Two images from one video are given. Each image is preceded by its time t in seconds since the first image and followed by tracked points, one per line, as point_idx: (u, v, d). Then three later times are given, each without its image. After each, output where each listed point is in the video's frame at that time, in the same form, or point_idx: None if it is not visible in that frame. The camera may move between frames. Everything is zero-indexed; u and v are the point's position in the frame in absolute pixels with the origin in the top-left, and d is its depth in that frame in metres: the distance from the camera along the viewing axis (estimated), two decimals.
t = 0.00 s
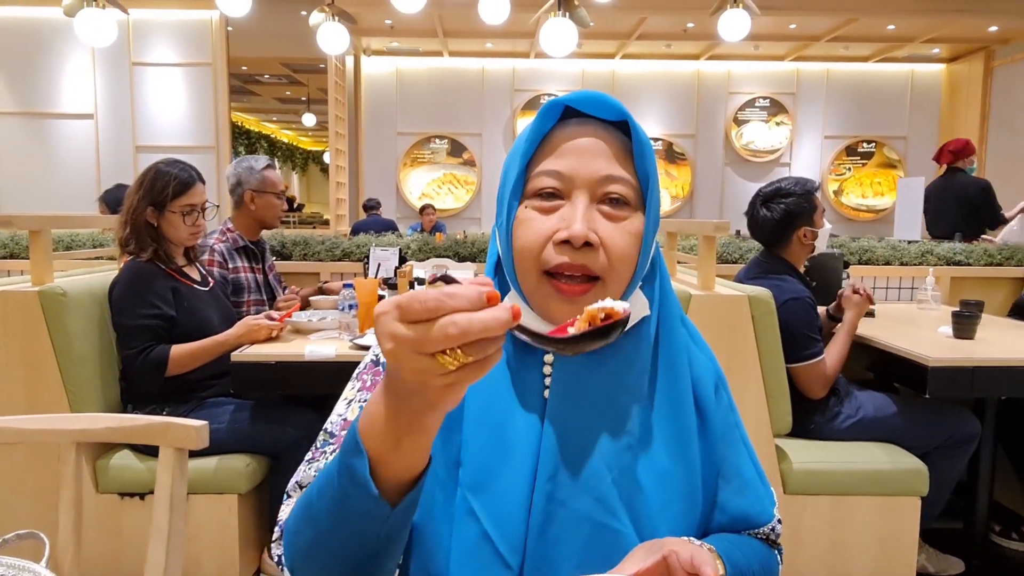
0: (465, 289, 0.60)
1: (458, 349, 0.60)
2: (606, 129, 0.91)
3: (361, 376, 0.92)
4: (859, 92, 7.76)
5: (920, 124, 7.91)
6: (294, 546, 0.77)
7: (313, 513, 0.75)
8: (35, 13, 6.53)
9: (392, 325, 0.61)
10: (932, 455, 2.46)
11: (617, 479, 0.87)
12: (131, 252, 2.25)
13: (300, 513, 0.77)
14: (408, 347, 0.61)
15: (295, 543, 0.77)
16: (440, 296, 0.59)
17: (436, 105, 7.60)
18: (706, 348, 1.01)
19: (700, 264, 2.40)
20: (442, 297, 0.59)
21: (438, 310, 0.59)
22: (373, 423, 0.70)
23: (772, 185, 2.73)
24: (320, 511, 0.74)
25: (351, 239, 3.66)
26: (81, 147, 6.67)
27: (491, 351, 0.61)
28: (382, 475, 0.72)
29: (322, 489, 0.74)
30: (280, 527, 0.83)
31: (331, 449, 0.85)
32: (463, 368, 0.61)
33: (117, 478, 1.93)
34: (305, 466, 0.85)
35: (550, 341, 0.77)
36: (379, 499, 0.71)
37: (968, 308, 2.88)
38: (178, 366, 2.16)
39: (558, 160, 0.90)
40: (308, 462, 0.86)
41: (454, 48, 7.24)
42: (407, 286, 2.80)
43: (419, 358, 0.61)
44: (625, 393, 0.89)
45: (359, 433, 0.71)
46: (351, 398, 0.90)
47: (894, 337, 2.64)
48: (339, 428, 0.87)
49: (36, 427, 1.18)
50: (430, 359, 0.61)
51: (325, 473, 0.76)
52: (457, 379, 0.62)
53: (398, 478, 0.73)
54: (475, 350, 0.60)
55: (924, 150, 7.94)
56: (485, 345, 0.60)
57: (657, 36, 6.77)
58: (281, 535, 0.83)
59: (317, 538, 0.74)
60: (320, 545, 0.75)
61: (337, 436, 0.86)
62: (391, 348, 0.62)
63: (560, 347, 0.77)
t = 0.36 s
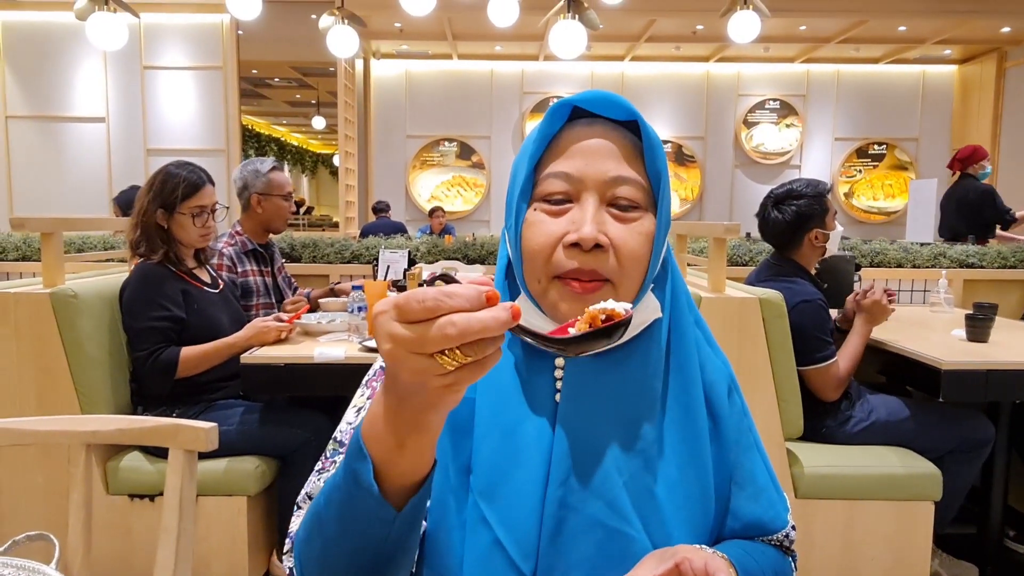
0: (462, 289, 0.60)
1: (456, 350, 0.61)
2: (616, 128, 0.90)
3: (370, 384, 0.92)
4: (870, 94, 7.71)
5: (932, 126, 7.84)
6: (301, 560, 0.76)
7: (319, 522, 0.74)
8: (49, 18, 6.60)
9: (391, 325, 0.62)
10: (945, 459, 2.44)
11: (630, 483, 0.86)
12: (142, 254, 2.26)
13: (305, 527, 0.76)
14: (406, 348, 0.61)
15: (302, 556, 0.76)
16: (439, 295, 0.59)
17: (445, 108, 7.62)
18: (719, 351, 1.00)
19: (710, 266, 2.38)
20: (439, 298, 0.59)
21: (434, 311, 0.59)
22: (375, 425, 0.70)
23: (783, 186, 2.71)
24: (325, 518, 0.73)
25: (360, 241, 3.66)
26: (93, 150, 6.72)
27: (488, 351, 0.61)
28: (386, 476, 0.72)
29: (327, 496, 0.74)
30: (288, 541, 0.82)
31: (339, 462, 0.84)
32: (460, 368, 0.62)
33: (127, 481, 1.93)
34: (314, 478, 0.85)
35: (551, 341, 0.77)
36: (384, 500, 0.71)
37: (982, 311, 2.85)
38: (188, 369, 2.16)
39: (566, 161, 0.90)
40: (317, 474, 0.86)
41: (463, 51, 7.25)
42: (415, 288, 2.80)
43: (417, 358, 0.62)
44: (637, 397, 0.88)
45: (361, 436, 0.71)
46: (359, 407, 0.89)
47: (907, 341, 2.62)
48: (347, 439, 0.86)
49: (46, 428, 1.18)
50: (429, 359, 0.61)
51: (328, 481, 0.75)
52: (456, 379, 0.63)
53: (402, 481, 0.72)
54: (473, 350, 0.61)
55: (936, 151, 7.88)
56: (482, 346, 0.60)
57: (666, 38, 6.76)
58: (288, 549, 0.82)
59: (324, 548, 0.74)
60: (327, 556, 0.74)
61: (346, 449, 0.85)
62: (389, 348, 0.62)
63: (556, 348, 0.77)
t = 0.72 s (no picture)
0: (479, 292, 0.61)
1: (468, 352, 0.61)
2: (620, 130, 0.89)
3: (371, 393, 0.91)
4: (880, 96, 7.67)
5: (942, 128, 7.80)
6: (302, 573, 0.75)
7: (319, 535, 0.73)
8: (60, 23, 6.65)
9: (405, 325, 0.62)
10: (957, 464, 2.41)
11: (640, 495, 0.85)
12: (150, 258, 2.26)
13: (305, 540, 0.75)
14: (419, 348, 0.61)
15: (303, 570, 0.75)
16: (457, 298, 0.60)
17: (453, 111, 7.63)
18: (732, 359, 0.99)
19: (719, 269, 2.37)
20: (458, 298, 0.60)
21: (451, 312, 0.60)
22: (376, 434, 0.69)
23: (792, 189, 2.69)
24: (325, 530, 0.72)
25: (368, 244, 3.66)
26: (103, 154, 6.77)
27: (500, 356, 0.61)
28: (387, 486, 0.71)
29: (327, 508, 0.73)
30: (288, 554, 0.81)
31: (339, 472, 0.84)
32: (470, 372, 0.62)
33: (134, 483, 1.93)
34: (315, 489, 0.84)
35: (548, 351, 0.77)
36: (385, 510, 0.70)
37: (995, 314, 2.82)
38: (195, 372, 2.16)
39: (569, 163, 0.89)
40: (317, 486, 0.85)
41: (471, 55, 7.26)
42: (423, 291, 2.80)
43: (429, 360, 0.61)
44: (647, 407, 0.87)
45: (360, 446, 0.71)
46: (359, 415, 0.89)
47: (919, 344, 2.59)
48: (346, 449, 0.85)
49: (54, 431, 1.18)
50: (440, 361, 0.61)
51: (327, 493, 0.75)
52: (465, 383, 0.63)
53: (404, 490, 0.71)
54: (486, 353, 0.61)
55: (946, 154, 7.83)
56: (494, 350, 0.61)
57: (674, 41, 6.74)
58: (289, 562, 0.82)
59: (326, 560, 0.73)
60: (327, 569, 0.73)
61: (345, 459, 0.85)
62: (401, 348, 0.62)
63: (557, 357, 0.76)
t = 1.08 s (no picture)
0: (506, 283, 0.61)
1: (494, 340, 0.59)
2: (639, 132, 0.87)
3: (383, 396, 0.90)
4: (897, 98, 7.59)
5: (960, 130, 7.70)
6: None
7: (331, 537, 0.72)
8: (78, 28, 6.72)
9: (430, 311, 0.60)
10: (979, 470, 2.37)
11: (660, 506, 0.83)
12: (164, 260, 2.27)
13: (317, 543, 0.74)
14: (443, 334, 0.59)
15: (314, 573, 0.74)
16: (485, 284, 0.60)
17: (466, 114, 7.64)
18: (756, 366, 0.96)
19: (734, 272, 2.33)
20: (486, 283, 0.60)
21: (478, 297, 0.60)
22: (389, 431, 0.68)
23: (809, 191, 2.66)
24: (337, 532, 0.71)
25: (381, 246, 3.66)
26: (120, 157, 6.83)
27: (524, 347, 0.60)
28: (400, 484, 0.70)
29: (338, 508, 0.72)
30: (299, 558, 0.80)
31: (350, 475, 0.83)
32: (493, 363, 0.60)
33: (149, 485, 1.93)
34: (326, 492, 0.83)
35: (567, 349, 0.75)
36: (399, 508, 0.69)
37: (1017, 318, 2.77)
38: (208, 374, 2.16)
39: (584, 168, 0.87)
40: (327, 491, 0.84)
41: (484, 58, 7.25)
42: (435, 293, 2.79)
43: (452, 346, 0.60)
44: (667, 416, 0.85)
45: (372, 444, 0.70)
46: (371, 418, 0.88)
47: (939, 348, 2.55)
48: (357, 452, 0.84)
49: (66, 434, 1.18)
50: (464, 348, 0.60)
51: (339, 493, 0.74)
52: (487, 374, 0.61)
53: (418, 492, 0.70)
54: (510, 342, 0.60)
55: (964, 156, 7.73)
56: (519, 339, 0.60)
57: (688, 43, 6.70)
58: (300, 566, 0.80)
59: (339, 562, 0.72)
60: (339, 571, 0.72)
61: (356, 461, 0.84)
62: (425, 334, 0.60)
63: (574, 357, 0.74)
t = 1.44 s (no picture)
0: (510, 276, 0.58)
1: (496, 337, 0.57)
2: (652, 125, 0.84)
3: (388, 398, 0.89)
4: (907, 99, 7.52)
5: (971, 132, 7.63)
6: None
7: (331, 541, 0.70)
8: (88, 31, 6.76)
9: (430, 308, 0.59)
10: (995, 475, 2.32)
11: (674, 511, 0.81)
12: (170, 259, 2.25)
13: (316, 548, 0.72)
14: (442, 330, 0.57)
15: None
16: (487, 278, 0.58)
17: (473, 116, 7.63)
18: (774, 368, 0.94)
19: (745, 273, 2.30)
20: (488, 279, 0.58)
21: (480, 292, 0.58)
22: (392, 431, 0.66)
23: (821, 191, 2.62)
24: (338, 535, 0.69)
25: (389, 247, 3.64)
26: (129, 159, 6.86)
27: (528, 344, 0.57)
28: (403, 486, 0.68)
29: (340, 511, 0.70)
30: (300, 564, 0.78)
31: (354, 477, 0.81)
32: (496, 361, 0.58)
33: (153, 487, 1.92)
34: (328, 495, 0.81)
35: (575, 348, 0.72)
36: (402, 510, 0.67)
37: None
38: (214, 375, 2.15)
39: (594, 163, 0.85)
40: (330, 494, 0.82)
41: (491, 60, 7.24)
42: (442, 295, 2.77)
43: (453, 344, 0.58)
44: (682, 418, 0.82)
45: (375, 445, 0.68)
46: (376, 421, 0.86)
47: (954, 351, 2.51)
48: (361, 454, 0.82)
49: (68, 435, 1.16)
50: (465, 346, 0.57)
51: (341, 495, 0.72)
52: (490, 372, 0.59)
53: (423, 496, 0.68)
54: (514, 339, 0.57)
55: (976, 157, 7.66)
56: (523, 336, 0.57)
57: (697, 44, 6.67)
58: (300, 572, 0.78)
59: (339, 568, 0.69)
60: None
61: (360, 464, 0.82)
62: (425, 331, 0.58)
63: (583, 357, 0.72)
